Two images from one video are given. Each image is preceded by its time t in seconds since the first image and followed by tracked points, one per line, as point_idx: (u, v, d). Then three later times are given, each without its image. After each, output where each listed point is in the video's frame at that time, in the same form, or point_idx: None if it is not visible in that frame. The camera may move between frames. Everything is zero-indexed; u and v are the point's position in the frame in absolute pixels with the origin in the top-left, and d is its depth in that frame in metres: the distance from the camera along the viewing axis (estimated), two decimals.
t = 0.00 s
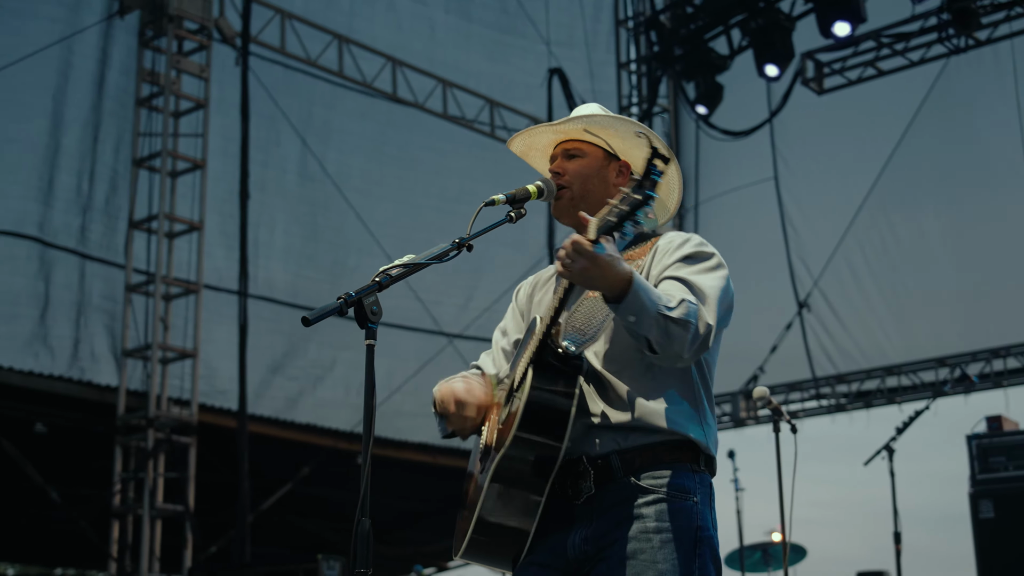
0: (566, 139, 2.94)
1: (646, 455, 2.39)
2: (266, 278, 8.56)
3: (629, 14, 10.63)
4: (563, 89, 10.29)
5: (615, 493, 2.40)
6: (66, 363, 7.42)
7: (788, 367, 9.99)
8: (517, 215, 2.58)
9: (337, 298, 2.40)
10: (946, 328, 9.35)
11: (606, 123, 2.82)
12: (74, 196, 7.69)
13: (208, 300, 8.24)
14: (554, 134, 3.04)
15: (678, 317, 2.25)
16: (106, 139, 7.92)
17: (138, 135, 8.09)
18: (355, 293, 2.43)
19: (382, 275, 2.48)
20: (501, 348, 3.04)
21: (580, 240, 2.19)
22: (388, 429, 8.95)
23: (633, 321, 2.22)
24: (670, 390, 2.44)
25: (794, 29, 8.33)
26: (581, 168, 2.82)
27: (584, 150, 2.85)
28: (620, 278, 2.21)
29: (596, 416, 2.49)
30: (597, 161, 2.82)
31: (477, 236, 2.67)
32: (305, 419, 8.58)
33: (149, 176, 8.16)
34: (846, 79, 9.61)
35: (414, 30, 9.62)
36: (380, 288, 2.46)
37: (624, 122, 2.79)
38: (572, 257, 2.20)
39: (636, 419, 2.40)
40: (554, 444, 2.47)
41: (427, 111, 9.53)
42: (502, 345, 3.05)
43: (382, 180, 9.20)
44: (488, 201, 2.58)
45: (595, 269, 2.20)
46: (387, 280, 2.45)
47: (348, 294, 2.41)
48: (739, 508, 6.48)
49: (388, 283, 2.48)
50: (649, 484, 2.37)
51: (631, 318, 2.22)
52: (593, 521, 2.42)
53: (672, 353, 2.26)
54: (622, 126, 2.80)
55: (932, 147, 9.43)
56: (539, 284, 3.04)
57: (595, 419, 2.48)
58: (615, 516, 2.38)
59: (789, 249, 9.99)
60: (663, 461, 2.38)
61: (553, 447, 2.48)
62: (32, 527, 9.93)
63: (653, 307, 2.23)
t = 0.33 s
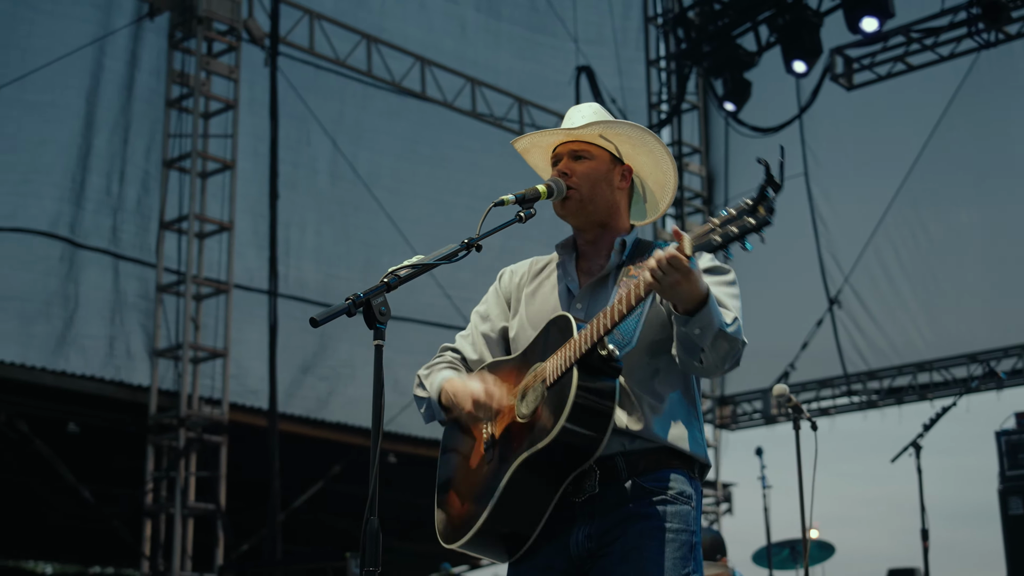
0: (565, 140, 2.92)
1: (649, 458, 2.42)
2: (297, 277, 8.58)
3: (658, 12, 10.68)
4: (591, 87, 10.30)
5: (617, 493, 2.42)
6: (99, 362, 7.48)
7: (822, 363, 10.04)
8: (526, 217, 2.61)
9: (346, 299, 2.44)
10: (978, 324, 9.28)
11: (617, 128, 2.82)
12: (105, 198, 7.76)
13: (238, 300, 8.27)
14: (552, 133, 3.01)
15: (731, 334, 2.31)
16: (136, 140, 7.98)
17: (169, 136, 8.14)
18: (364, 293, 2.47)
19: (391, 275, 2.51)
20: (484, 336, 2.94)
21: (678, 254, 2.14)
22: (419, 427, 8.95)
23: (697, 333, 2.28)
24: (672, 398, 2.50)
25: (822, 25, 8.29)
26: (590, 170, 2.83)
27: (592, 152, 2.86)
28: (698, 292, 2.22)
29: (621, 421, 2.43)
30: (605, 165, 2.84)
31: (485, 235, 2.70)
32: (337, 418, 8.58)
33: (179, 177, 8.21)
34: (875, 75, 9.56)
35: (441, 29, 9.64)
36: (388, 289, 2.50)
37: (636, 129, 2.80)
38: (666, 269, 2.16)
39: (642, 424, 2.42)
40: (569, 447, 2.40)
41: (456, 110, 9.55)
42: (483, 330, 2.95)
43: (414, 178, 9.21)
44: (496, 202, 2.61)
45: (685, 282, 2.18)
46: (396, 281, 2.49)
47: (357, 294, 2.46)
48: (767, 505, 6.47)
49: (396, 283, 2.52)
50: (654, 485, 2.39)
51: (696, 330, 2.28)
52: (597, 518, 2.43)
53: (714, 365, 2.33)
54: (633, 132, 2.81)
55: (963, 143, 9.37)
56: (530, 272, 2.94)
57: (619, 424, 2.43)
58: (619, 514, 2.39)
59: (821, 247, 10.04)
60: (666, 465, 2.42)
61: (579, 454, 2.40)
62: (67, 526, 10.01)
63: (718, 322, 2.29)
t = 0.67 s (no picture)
0: (570, 144, 2.95)
1: (655, 467, 2.45)
2: (320, 275, 8.58)
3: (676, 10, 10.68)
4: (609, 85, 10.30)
5: (630, 498, 2.42)
6: (121, 362, 7.51)
7: (841, 360, 9.98)
8: (528, 216, 2.61)
9: (345, 299, 2.46)
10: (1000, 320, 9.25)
11: (625, 134, 2.87)
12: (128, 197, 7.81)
13: (259, 299, 8.28)
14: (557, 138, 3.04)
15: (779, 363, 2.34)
16: (157, 140, 8.01)
17: (189, 137, 8.16)
18: (363, 295, 2.49)
19: (390, 276, 2.53)
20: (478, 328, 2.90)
21: (759, 303, 2.16)
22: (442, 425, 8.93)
23: (755, 365, 2.29)
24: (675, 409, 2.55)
25: (839, 21, 8.27)
26: (594, 174, 2.85)
27: (597, 157, 2.88)
28: (761, 339, 2.24)
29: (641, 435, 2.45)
30: (609, 170, 2.86)
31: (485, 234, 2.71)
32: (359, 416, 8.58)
33: (199, 177, 8.24)
34: (895, 70, 9.52)
35: (460, 28, 9.64)
36: (388, 290, 2.52)
37: (644, 136, 2.86)
38: (739, 314, 2.18)
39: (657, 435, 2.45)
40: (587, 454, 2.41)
41: (475, 108, 9.56)
42: (478, 325, 2.90)
43: (434, 177, 9.21)
44: (499, 202, 2.61)
45: (753, 330, 2.19)
46: (395, 282, 2.51)
47: (356, 296, 2.48)
48: (784, 503, 6.45)
49: (396, 284, 2.54)
50: (662, 492, 2.42)
51: (753, 363, 2.29)
52: (610, 520, 2.43)
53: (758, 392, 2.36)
54: (641, 139, 2.87)
55: (986, 137, 9.34)
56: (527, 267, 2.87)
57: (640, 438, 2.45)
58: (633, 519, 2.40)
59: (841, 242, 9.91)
60: (669, 475, 2.46)
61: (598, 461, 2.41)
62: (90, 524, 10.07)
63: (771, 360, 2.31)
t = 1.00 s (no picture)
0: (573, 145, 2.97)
1: (667, 461, 2.50)
2: (340, 273, 8.59)
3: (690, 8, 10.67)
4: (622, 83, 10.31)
5: (639, 495, 2.48)
6: (140, 361, 7.54)
7: (856, 358, 10.06)
8: (524, 216, 2.64)
9: (339, 297, 2.51)
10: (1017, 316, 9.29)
11: (628, 134, 2.89)
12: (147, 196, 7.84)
13: (276, 298, 8.30)
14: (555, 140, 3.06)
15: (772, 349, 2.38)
16: (176, 139, 8.03)
17: (203, 136, 8.19)
18: (357, 293, 2.54)
19: (384, 275, 2.58)
20: (495, 334, 2.95)
21: (743, 286, 2.17)
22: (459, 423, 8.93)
23: (747, 351, 2.31)
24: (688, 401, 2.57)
25: (853, 19, 8.25)
26: (600, 176, 2.88)
27: (602, 158, 2.91)
28: (751, 322, 2.25)
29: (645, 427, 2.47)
30: (614, 171, 2.89)
31: (480, 234, 2.82)
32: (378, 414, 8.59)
33: (213, 177, 8.28)
34: (910, 67, 9.49)
35: (474, 27, 9.65)
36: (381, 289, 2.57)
37: (647, 134, 2.88)
38: (726, 299, 2.20)
39: (665, 428, 2.48)
40: (597, 456, 2.45)
41: (491, 106, 9.56)
42: (494, 329, 2.95)
43: (450, 175, 9.21)
44: (492, 202, 2.65)
45: (743, 312, 2.21)
46: (388, 281, 2.57)
47: (350, 293, 2.53)
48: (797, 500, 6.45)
49: (389, 283, 2.60)
50: (674, 489, 2.47)
51: (747, 349, 2.31)
52: (622, 521, 2.48)
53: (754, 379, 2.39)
54: (645, 138, 2.90)
55: (1003, 131, 9.30)
56: (535, 269, 2.93)
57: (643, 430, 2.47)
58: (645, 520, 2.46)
59: (854, 239, 9.94)
60: (681, 468, 2.51)
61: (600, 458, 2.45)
62: (107, 523, 10.10)
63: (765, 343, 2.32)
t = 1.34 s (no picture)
0: (623, 149, 3.05)
1: (698, 461, 2.59)
2: (358, 273, 8.63)
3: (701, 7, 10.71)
4: (631, 83, 10.33)
5: (668, 496, 2.59)
6: (157, 360, 7.61)
7: (868, 356, 10.07)
8: (520, 217, 2.70)
9: (335, 299, 2.54)
10: None
11: (660, 135, 2.95)
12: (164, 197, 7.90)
13: (288, 299, 8.35)
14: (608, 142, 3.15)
15: (733, 314, 2.41)
16: (191, 141, 8.09)
17: (214, 138, 8.19)
18: (353, 295, 2.58)
19: (379, 278, 2.62)
20: (549, 338, 3.19)
21: (652, 244, 2.27)
22: (472, 423, 8.96)
23: (693, 317, 2.37)
24: (720, 392, 2.66)
25: (861, 19, 8.29)
26: (636, 178, 2.95)
27: (639, 161, 2.99)
28: (686, 281, 2.33)
29: (655, 415, 2.65)
30: (651, 172, 2.95)
31: (474, 235, 2.85)
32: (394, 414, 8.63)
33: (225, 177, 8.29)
34: (920, 66, 9.55)
35: (486, 27, 9.67)
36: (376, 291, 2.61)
37: (677, 134, 2.92)
38: (642, 260, 2.28)
39: (681, 421, 2.61)
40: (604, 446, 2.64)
41: (501, 106, 9.56)
42: (549, 334, 3.19)
43: (464, 176, 9.23)
44: (490, 204, 2.71)
45: (664, 270, 2.29)
46: (383, 283, 2.61)
47: (346, 296, 2.56)
48: (805, 499, 6.46)
49: (384, 286, 2.64)
50: (701, 489, 2.57)
51: (692, 314, 2.37)
52: (650, 522, 2.59)
53: (723, 347, 2.43)
54: (676, 138, 2.93)
55: (1013, 129, 9.30)
56: (584, 278, 3.19)
57: (654, 419, 2.64)
58: (669, 522, 2.57)
59: (866, 238, 9.98)
60: (714, 466, 2.60)
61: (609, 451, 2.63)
62: (121, 522, 10.17)
63: (714, 306, 2.38)
